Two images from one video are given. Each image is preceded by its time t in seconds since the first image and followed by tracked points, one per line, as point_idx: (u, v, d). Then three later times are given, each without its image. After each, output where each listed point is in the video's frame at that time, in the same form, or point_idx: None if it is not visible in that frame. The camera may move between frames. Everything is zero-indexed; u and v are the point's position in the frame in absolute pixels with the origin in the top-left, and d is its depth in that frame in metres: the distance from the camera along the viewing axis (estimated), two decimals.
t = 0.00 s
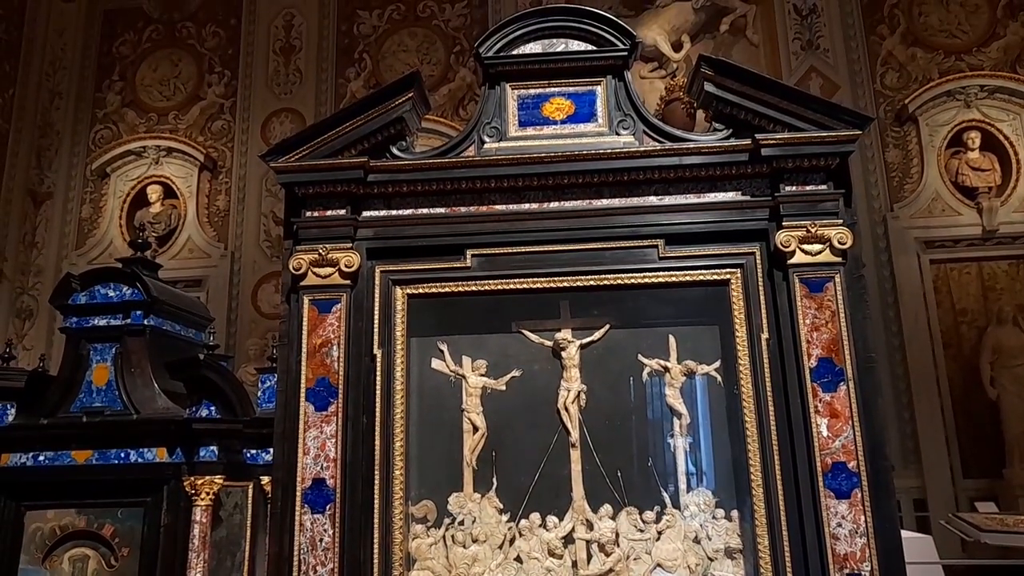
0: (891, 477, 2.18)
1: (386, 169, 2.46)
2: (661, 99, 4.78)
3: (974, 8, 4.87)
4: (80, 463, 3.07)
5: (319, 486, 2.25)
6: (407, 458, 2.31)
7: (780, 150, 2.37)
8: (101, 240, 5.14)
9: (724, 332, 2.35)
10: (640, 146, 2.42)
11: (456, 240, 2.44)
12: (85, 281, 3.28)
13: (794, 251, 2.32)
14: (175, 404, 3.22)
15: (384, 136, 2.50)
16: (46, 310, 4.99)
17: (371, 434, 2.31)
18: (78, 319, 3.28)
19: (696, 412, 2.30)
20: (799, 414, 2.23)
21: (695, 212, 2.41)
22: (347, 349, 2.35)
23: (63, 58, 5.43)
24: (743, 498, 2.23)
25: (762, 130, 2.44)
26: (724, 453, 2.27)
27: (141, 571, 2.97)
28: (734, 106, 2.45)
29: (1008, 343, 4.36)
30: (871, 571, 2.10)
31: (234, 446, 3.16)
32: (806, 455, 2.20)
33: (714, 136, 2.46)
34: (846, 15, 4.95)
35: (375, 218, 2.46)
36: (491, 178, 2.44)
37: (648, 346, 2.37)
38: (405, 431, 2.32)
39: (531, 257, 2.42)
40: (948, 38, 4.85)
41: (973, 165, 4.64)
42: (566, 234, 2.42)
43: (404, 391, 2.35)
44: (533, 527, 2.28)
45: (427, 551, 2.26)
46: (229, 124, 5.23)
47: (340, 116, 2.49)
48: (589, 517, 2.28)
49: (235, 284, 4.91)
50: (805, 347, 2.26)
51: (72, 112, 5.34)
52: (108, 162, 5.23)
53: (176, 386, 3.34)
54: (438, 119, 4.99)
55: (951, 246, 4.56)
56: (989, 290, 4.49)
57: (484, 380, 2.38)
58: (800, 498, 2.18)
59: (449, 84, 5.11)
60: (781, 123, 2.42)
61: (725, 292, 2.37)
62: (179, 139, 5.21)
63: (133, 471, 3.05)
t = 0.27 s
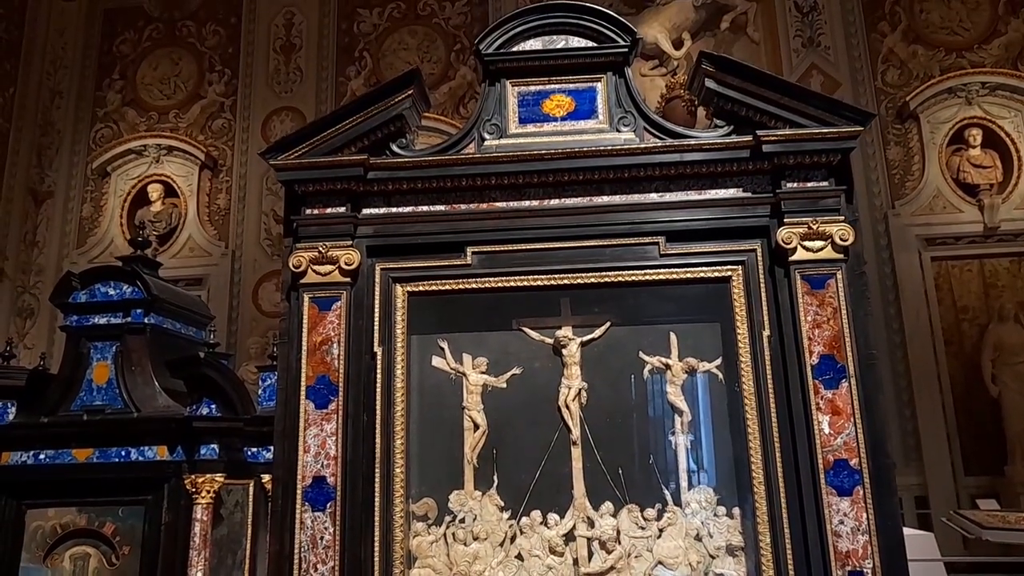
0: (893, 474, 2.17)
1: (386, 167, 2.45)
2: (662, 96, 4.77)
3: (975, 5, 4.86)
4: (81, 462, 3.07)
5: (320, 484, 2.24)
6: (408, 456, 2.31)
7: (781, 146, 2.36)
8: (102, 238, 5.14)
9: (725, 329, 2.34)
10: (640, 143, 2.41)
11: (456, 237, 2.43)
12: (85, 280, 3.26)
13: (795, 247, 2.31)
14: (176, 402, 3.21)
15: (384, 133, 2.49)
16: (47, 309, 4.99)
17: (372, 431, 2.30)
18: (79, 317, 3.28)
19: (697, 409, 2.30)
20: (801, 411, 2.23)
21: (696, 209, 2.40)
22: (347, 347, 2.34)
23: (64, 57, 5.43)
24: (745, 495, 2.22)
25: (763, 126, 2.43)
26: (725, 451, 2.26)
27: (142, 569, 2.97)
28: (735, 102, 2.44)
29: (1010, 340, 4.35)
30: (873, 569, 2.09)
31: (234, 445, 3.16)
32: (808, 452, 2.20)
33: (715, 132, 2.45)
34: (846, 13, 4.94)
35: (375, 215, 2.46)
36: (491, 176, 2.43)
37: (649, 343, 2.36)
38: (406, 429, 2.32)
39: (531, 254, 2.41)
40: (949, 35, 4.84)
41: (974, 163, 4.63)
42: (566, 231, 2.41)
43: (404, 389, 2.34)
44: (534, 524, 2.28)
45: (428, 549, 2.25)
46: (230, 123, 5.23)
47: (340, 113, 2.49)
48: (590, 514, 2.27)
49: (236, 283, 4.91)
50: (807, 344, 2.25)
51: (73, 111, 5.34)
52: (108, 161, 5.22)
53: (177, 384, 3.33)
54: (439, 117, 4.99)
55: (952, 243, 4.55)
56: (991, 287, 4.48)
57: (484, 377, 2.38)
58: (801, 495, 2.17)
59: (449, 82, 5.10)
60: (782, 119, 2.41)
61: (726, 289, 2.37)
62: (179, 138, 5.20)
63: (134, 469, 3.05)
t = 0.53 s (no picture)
0: (892, 467, 2.17)
1: (384, 159, 2.44)
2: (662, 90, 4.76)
3: None
4: (78, 455, 3.06)
5: (318, 477, 2.24)
6: (406, 449, 2.30)
7: (781, 139, 2.35)
8: (100, 232, 5.13)
9: (724, 322, 2.34)
10: (639, 135, 2.40)
11: (455, 230, 2.42)
12: (82, 273, 3.26)
13: (795, 240, 2.30)
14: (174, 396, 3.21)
15: (382, 125, 2.48)
16: (46, 303, 4.98)
17: (370, 424, 2.30)
18: (76, 310, 3.27)
19: (696, 402, 2.29)
20: (800, 404, 2.22)
21: (695, 201, 2.39)
22: (345, 340, 2.33)
23: (61, 50, 5.40)
24: (743, 488, 2.22)
25: (763, 118, 2.41)
26: (724, 444, 2.26)
27: (140, 563, 2.97)
28: (734, 94, 2.43)
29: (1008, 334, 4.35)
30: (872, 561, 2.09)
31: (233, 438, 3.17)
32: (807, 445, 2.19)
33: (714, 124, 2.44)
34: (846, 6, 4.93)
35: (373, 208, 2.45)
36: (490, 168, 2.42)
37: (648, 336, 2.36)
38: (404, 422, 2.31)
39: (530, 247, 2.41)
40: (949, 28, 4.83)
41: (973, 156, 4.63)
42: (565, 224, 2.41)
43: (403, 382, 2.34)
44: (532, 517, 2.28)
45: (427, 541, 2.25)
46: (228, 116, 5.21)
47: (338, 105, 2.48)
48: (589, 507, 2.27)
49: (235, 277, 4.90)
50: (806, 337, 2.24)
51: (71, 105, 5.32)
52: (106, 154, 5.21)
53: (174, 377, 3.33)
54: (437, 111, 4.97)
55: (951, 237, 4.55)
56: (989, 282, 4.48)
57: (483, 370, 2.37)
58: (801, 487, 2.17)
59: (447, 76, 5.08)
60: (782, 111, 2.40)
61: (725, 282, 2.36)
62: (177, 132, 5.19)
63: (132, 463, 3.04)
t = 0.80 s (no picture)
0: (893, 463, 2.16)
1: (383, 155, 2.43)
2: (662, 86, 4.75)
3: None
4: (78, 452, 3.06)
5: (317, 474, 2.23)
6: (406, 445, 2.30)
7: (781, 133, 2.34)
8: (100, 229, 5.12)
9: (724, 318, 2.33)
10: (640, 130, 2.39)
11: (454, 226, 2.41)
12: (81, 270, 3.26)
13: (795, 235, 2.29)
14: (173, 392, 3.20)
15: (381, 120, 2.47)
16: (46, 301, 4.97)
17: (369, 421, 2.29)
18: (75, 307, 3.27)
19: (696, 398, 2.29)
20: (801, 400, 2.22)
21: (695, 197, 2.38)
22: (344, 337, 2.32)
23: (60, 47, 5.39)
24: (744, 484, 2.21)
25: (764, 113, 2.41)
26: (725, 440, 2.25)
27: (140, 560, 2.97)
28: (734, 88, 2.42)
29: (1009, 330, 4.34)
30: (873, 558, 2.09)
31: (233, 435, 3.17)
32: (807, 441, 2.19)
33: (714, 119, 2.43)
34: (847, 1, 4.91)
35: (372, 203, 2.44)
36: (490, 163, 2.41)
37: (648, 332, 2.35)
38: (403, 418, 2.31)
39: (530, 243, 2.40)
40: (950, 23, 4.81)
41: (974, 152, 4.62)
42: (565, 219, 2.40)
43: (402, 378, 2.33)
44: (533, 513, 2.27)
45: (426, 538, 2.25)
46: (228, 113, 5.20)
47: (336, 101, 2.47)
48: (589, 504, 2.27)
49: (235, 274, 4.90)
50: (807, 333, 2.23)
51: (70, 102, 5.31)
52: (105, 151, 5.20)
53: (174, 375, 3.31)
54: (436, 107, 4.96)
55: (952, 233, 4.54)
56: (990, 278, 4.47)
57: (483, 366, 2.37)
58: (801, 483, 2.16)
59: (447, 72, 5.07)
60: (783, 106, 2.39)
61: (726, 278, 2.35)
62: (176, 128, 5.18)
63: (132, 460, 3.04)
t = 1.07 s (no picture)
0: (893, 458, 2.16)
1: (383, 150, 2.43)
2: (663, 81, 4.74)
3: None
4: (79, 447, 3.06)
5: (318, 468, 2.23)
6: (406, 440, 2.30)
7: (782, 128, 2.33)
8: (100, 224, 5.12)
9: (725, 313, 2.33)
10: (640, 125, 2.39)
11: (454, 220, 2.41)
12: (82, 265, 3.26)
13: (795, 230, 2.29)
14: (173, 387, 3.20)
15: (380, 115, 2.47)
16: (46, 297, 4.97)
17: (370, 416, 2.29)
18: (75, 303, 3.27)
19: (696, 393, 2.29)
20: (801, 395, 2.22)
21: (695, 191, 2.38)
22: (344, 332, 2.33)
23: (60, 42, 5.38)
24: (744, 479, 2.22)
25: (764, 107, 2.40)
26: (725, 435, 2.26)
27: (141, 554, 2.97)
28: (735, 83, 2.41)
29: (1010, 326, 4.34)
30: (872, 552, 2.09)
31: (233, 431, 3.21)
32: (808, 436, 2.19)
33: (715, 114, 2.43)
34: None
35: (372, 198, 2.44)
36: (490, 158, 2.41)
37: (648, 327, 2.35)
38: (403, 413, 2.31)
39: (530, 238, 2.40)
40: (951, 18, 4.80)
41: (975, 148, 4.61)
42: (565, 214, 2.39)
43: (402, 373, 2.33)
44: (532, 508, 2.28)
45: (427, 533, 2.25)
46: (228, 108, 5.20)
47: (336, 96, 2.46)
48: (589, 498, 2.27)
49: (236, 269, 4.90)
50: (807, 328, 2.24)
51: (70, 97, 5.31)
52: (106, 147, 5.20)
53: (173, 369, 3.33)
54: (436, 102, 4.95)
55: (953, 229, 4.53)
56: (991, 274, 4.47)
57: (483, 361, 2.37)
58: (801, 478, 2.17)
59: (448, 67, 5.06)
60: (783, 100, 2.38)
61: (726, 273, 2.35)
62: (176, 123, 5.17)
63: (133, 455, 3.04)
